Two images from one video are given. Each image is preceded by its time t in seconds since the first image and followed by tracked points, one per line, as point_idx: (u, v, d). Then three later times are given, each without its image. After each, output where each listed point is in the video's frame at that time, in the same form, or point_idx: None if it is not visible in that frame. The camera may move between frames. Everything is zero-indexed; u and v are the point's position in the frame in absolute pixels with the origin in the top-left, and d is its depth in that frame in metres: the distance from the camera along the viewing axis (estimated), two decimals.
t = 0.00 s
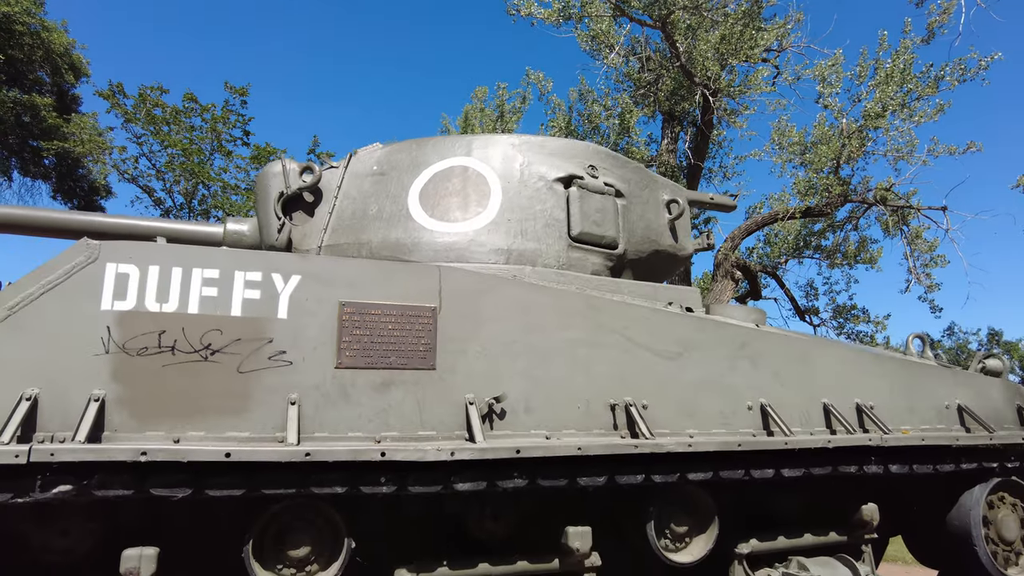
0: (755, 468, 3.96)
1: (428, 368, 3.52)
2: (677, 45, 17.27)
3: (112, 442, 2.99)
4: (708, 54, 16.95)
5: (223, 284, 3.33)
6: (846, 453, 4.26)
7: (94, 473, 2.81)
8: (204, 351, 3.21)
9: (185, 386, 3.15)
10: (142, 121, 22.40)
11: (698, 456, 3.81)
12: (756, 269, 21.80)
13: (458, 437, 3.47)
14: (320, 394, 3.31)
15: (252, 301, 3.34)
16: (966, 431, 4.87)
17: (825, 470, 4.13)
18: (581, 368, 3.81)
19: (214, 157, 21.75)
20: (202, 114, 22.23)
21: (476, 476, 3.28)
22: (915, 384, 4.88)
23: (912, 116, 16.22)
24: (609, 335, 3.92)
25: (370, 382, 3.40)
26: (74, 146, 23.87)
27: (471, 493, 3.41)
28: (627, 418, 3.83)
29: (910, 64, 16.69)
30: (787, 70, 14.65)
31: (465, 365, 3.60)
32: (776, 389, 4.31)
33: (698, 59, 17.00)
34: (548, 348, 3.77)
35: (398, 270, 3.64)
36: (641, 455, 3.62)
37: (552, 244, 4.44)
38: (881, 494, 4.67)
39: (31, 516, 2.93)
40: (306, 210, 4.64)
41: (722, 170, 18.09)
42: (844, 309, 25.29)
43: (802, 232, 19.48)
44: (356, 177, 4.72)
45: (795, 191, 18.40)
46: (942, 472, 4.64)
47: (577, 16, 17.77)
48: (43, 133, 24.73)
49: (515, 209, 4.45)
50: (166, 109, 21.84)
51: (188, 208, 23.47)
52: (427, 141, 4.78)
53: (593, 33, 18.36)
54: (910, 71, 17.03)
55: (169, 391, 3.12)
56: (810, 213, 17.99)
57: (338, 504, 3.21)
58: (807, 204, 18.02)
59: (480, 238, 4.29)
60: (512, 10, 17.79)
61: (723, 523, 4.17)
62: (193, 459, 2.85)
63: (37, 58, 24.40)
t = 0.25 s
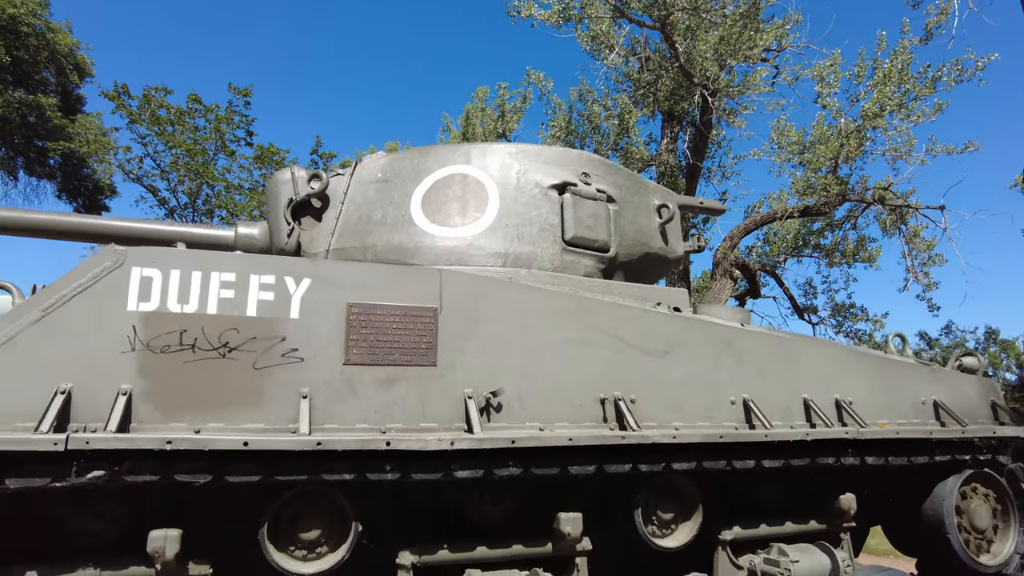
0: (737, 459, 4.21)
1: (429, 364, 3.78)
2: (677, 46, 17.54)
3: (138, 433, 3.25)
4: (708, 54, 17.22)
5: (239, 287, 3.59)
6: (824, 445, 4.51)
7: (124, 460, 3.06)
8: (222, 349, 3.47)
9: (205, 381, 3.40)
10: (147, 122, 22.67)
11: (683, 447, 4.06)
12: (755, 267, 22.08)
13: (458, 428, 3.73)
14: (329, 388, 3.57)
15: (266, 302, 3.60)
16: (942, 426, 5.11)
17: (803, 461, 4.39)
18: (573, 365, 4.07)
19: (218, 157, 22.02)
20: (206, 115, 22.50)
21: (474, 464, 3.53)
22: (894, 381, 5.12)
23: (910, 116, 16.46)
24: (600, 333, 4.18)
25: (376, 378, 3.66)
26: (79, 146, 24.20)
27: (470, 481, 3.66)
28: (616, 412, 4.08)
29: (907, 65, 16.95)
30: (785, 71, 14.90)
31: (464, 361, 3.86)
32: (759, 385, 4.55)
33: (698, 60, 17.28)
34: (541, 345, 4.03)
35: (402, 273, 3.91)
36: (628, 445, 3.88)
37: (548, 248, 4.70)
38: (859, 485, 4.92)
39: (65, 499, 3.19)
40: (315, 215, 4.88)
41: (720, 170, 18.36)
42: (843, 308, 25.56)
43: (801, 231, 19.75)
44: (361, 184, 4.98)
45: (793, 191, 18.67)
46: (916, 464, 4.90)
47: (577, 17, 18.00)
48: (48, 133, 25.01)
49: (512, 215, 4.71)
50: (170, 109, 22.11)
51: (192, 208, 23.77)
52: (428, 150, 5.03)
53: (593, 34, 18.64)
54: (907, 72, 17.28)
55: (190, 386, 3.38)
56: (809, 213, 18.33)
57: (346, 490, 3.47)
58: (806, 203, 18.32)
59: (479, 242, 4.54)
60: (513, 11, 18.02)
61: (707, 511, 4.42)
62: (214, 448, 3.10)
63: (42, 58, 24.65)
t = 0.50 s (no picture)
0: (722, 453, 4.42)
1: (429, 362, 3.99)
2: (676, 47, 17.72)
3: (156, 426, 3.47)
4: (707, 54, 17.43)
5: (250, 289, 3.81)
6: (807, 439, 4.72)
7: (143, 451, 3.28)
8: (234, 348, 3.69)
9: (218, 377, 3.62)
10: (150, 122, 22.90)
11: (670, 440, 4.27)
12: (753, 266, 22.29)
13: (456, 422, 3.94)
14: (335, 384, 3.79)
15: (276, 303, 3.82)
16: (922, 421, 5.32)
17: (786, 455, 4.60)
18: (566, 362, 4.28)
19: (221, 157, 22.25)
20: (209, 115, 22.73)
21: (471, 456, 3.75)
22: (876, 379, 5.33)
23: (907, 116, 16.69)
24: (592, 333, 4.39)
25: (379, 375, 3.88)
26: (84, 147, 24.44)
27: (468, 472, 3.88)
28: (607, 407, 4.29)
29: (905, 66, 17.17)
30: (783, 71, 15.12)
31: (463, 359, 4.07)
32: (744, 382, 4.76)
33: (697, 61, 17.48)
34: (536, 344, 4.24)
35: (403, 276, 4.12)
36: (618, 438, 4.10)
37: (543, 251, 4.91)
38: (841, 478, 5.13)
39: (88, 488, 3.41)
40: (320, 220, 5.11)
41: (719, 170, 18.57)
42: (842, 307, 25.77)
43: (800, 230, 19.98)
44: (364, 189, 5.19)
45: (792, 190, 18.91)
46: (896, 458, 5.11)
47: (577, 18, 18.21)
48: (52, 133, 25.25)
49: (508, 219, 4.92)
50: (174, 110, 22.34)
51: (195, 208, 24.01)
52: (429, 156, 5.24)
53: (593, 34, 18.84)
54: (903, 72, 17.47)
55: (204, 382, 3.60)
56: (807, 212, 18.61)
57: (351, 480, 3.68)
58: (804, 202, 18.52)
59: (477, 246, 4.76)
60: (513, 12, 18.23)
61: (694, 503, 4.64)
62: (228, 440, 3.32)
63: (46, 59, 24.86)
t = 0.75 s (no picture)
0: (704, 448, 4.57)
1: (421, 361, 4.14)
2: (675, 45, 17.86)
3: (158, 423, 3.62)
4: (705, 52, 17.57)
5: (248, 291, 3.96)
6: (788, 435, 4.86)
7: (147, 447, 3.43)
8: (232, 348, 3.84)
9: (217, 376, 3.77)
10: (151, 121, 23.05)
11: (654, 437, 4.42)
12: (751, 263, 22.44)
13: (446, 419, 4.09)
14: (330, 383, 3.94)
15: (273, 305, 3.97)
16: (903, 418, 5.46)
17: (768, 450, 4.74)
18: (554, 362, 4.43)
19: (221, 155, 22.38)
20: (209, 114, 22.86)
21: (460, 452, 3.90)
22: (858, 377, 5.47)
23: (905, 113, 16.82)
24: (579, 332, 4.55)
25: (372, 373, 4.03)
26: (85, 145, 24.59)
27: (457, 467, 4.03)
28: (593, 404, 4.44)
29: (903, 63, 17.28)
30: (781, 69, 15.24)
31: (453, 358, 4.23)
32: (728, 380, 4.91)
33: (695, 58, 17.59)
34: (524, 344, 4.39)
35: (396, 278, 4.27)
36: (603, 434, 4.25)
37: (533, 253, 5.06)
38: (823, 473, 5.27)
39: (93, 482, 3.58)
40: (316, 223, 5.26)
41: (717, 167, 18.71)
42: (840, 304, 25.93)
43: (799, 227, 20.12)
44: (360, 192, 5.34)
45: (791, 188, 19.07)
46: (877, 454, 5.26)
47: (575, 17, 18.31)
48: (53, 131, 25.41)
49: (499, 223, 5.06)
50: (174, 109, 22.47)
51: (196, 206, 24.17)
52: (422, 161, 5.38)
53: (592, 32, 18.97)
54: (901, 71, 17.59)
55: (204, 380, 3.75)
56: (805, 209, 18.77)
57: (344, 476, 3.84)
58: (802, 200, 18.68)
59: (469, 248, 4.90)
60: (512, 11, 18.33)
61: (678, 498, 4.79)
62: (227, 436, 3.48)
63: (47, 57, 24.96)
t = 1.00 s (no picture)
0: (687, 436, 4.74)
1: (412, 352, 4.31)
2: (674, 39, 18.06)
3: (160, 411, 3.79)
4: (704, 46, 17.75)
5: (246, 285, 4.13)
6: (769, 424, 5.02)
7: (149, 434, 3.61)
8: (230, 339, 4.01)
9: (216, 366, 3.94)
10: (152, 117, 23.21)
11: (638, 425, 4.58)
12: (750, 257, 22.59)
13: (436, 408, 4.26)
14: (324, 373, 4.11)
15: (269, 298, 4.14)
16: (884, 408, 5.61)
17: (749, 438, 4.91)
18: (541, 352, 4.59)
19: (222, 151, 22.55)
20: (209, 109, 23.02)
21: (450, 439, 4.07)
22: (840, 368, 5.62)
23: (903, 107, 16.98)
24: (565, 324, 4.71)
25: (365, 364, 4.20)
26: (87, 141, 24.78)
27: (447, 454, 4.20)
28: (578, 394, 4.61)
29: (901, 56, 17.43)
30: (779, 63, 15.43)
31: (444, 349, 4.39)
32: (711, 371, 5.07)
33: (694, 52, 17.82)
34: (511, 335, 4.56)
35: (388, 272, 4.44)
36: (588, 422, 4.42)
37: (522, 248, 5.21)
38: (805, 461, 5.44)
39: (98, 468, 3.76)
40: (312, 219, 5.42)
41: (715, 161, 18.85)
42: (838, 297, 26.05)
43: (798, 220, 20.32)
44: (354, 189, 5.49)
45: (790, 181, 19.28)
46: (857, 442, 5.41)
47: (573, 11, 18.45)
48: (55, 126, 25.59)
49: (489, 218, 5.22)
50: (174, 104, 22.63)
51: (197, 201, 24.36)
52: (415, 158, 5.53)
53: (591, 27, 19.09)
54: (899, 64, 17.71)
55: (203, 370, 3.92)
56: (804, 203, 18.97)
57: (338, 462, 4.01)
58: (802, 192, 18.85)
59: (460, 243, 5.06)
60: (512, 6, 18.47)
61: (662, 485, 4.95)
62: (225, 424, 3.65)
63: (48, 53, 25.09)
